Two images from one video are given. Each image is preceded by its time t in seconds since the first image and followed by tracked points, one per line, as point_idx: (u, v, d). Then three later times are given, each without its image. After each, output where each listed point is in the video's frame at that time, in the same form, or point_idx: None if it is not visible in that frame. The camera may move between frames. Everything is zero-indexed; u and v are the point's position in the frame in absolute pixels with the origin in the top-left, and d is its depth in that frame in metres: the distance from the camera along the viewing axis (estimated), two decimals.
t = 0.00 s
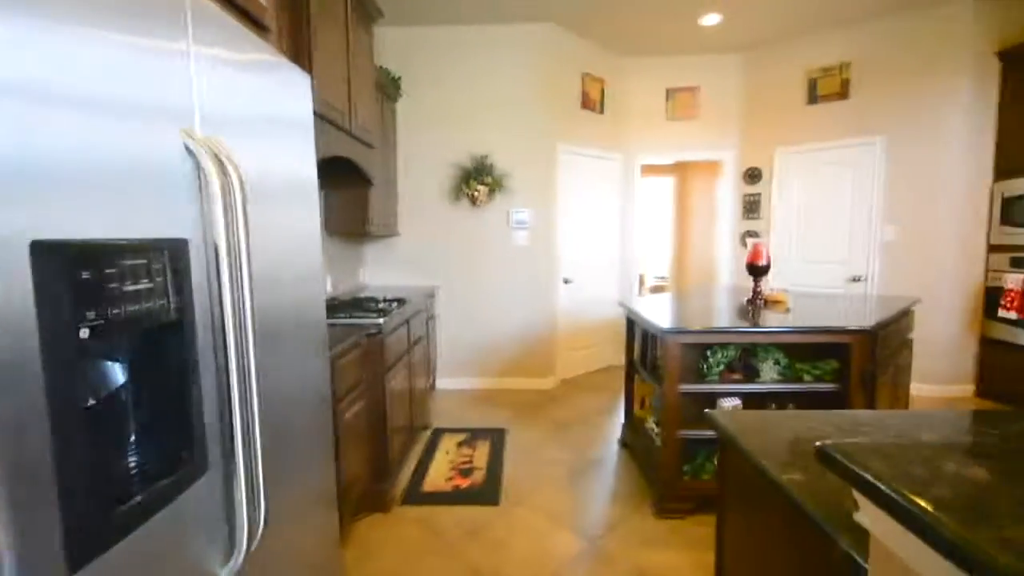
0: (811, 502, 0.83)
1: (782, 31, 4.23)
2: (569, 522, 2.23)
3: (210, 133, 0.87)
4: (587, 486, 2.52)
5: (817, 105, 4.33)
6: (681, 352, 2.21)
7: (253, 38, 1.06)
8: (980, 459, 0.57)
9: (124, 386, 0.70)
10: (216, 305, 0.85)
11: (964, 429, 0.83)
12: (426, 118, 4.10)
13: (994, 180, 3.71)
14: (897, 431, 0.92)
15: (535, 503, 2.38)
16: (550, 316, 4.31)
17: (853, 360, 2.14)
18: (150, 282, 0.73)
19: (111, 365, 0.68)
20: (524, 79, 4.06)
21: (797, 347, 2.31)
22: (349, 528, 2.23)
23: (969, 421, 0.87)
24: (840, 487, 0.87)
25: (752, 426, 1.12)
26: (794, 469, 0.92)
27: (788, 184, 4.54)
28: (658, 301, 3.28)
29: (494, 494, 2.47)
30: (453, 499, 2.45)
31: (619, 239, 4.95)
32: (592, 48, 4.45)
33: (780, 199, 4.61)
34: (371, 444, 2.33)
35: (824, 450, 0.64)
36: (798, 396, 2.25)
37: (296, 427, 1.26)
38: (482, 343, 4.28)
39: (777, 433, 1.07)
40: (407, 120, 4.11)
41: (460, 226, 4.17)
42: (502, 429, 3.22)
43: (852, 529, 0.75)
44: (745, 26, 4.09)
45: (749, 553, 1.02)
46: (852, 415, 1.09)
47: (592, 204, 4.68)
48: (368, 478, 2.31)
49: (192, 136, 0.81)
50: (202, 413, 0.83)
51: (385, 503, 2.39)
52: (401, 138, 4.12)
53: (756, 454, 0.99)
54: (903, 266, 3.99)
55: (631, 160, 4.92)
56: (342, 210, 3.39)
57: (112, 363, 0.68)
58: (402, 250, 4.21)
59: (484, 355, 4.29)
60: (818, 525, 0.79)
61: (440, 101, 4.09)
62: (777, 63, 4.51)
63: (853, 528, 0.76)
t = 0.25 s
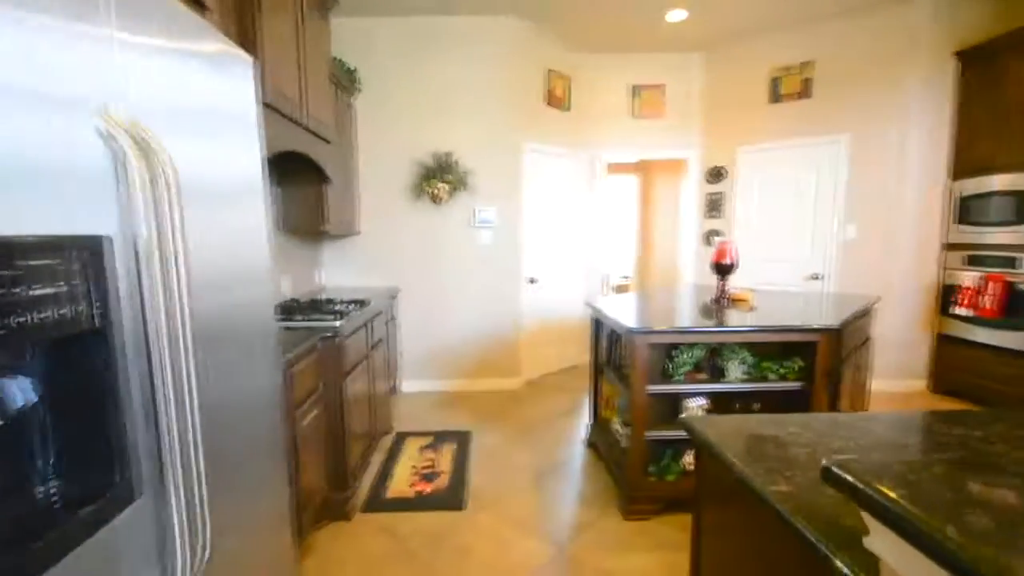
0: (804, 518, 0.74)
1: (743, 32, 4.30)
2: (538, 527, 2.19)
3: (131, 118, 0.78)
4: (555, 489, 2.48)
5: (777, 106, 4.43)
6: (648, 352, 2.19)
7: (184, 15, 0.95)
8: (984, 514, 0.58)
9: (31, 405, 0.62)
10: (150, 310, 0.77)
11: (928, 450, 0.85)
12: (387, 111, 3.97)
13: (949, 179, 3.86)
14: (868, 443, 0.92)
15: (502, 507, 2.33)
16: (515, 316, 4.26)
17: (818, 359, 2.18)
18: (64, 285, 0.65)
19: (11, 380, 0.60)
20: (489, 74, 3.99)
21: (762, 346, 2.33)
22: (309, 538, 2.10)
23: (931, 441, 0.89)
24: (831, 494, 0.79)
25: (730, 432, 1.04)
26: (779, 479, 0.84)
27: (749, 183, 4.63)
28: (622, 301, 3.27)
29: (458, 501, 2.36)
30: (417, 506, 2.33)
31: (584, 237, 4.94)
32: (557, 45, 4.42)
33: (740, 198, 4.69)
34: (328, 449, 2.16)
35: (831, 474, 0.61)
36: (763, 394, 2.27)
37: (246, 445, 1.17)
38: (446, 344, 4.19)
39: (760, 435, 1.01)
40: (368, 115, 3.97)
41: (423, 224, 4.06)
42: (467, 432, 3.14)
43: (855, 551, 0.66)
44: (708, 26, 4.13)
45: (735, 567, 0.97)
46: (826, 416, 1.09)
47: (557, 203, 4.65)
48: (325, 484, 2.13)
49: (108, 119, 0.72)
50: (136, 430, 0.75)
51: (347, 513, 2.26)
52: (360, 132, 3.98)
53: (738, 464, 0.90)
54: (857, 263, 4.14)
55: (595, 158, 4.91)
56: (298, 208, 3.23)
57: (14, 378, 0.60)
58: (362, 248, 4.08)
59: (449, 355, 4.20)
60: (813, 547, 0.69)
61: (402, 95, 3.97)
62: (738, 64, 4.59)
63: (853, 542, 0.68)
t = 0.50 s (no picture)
0: (797, 527, 0.69)
1: (701, 34, 4.38)
2: (504, 532, 2.12)
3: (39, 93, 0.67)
4: (521, 492, 2.43)
5: (733, 108, 4.54)
6: (615, 352, 2.16)
7: None
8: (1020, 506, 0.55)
9: None
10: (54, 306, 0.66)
11: (899, 462, 0.88)
12: (344, 104, 3.81)
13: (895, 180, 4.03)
14: (845, 451, 0.93)
15: (466, 512, 2.26)
16: (478, 316, 4.20)
17: (779, 356, 2.22)
18: None
19: None
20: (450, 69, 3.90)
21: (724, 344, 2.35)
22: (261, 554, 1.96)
23: (900, 449, 0.93)
24: (820, 501, 0.75)
25: (710, 439, 0.99)
26: (767, 490, 0.79)
27: (707, 183, 4.72)
28: (585, 300, 3.26)
29: (421, 510, 2.25)
30: (377, 518, 2.20)
31: (546, 236, 4.91)
32: (519, 41, 4.37)
33: (698, 197, 4.78)
34: (282, 460, 2.01)
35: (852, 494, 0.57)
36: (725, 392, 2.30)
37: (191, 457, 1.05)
38: (406, 345, 4.07)
39: (742, 440, 0.98)
40: (323, 106, 3.79)
41: (382, 221, 3.92)
42: (428, 436, 3.04)
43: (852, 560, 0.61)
44: (668, 26, 4.18)
45: None
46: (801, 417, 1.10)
47: (519, 202, 4.60)
48: (278, 493, 1.96)
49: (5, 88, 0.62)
50: (38, 445, 0.65)
51: (301, 529, 2.10)
52: (315, 124, 3.80)
53: (721, 474, 0.85)
54: (808, 261, 4.29)
55: (556, 156, 4.89)
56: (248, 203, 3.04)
57: None
58: (317, 246, 3.90)
59: (410, 356, 4.08)
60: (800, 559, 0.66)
61: (359, 87, 3.81)
62: (695, 66, 4.68)
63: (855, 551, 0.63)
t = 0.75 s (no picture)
0: (798, 541, 0.66)
1: (656, 36, 4.45)
2: (472, 541, 2.04)
3: None
4: (487, 498, 2.36)
5: (687, 110, 4.63)
6: (583, 352, 2.13)
7: None
8: None
9: None
10: None
11: (880, 462, 0.88)
12: (295, 96, 3.61)
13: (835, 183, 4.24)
14: (827, 449, 0.93)
15: (431, 522, 2.16)
16: (438, 317, 4.10)
17: (739, 352, 2.25)
18: None
19: None
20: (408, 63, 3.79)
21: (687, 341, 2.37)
22: None
23: (879, 448, 0.93)
24: (814, 510, 0.73)
25: (694, 444, 0.97)
26: (760, 500, 0.77)
27: (663, 182, 4.80)
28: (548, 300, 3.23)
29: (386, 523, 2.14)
30: (338, 534, 2.07)
31: (506, 236, 4.86)
32: (479, 37, 4.30)
33: (655, 196, 4.86)
34: (231, 477, 1.86)
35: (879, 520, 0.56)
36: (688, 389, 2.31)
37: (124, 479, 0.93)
38: (363, 349, 3.91)
39: (725, 443, 0.97)
40: (271, 98, 3.58)
41: (336, 220, 3.75)
42: (390, 443, 2.92)
43: None
44: (625, 27, 4.22)
45: None
46: (776, 416, 1.11)
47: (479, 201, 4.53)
48: (225, 517, 1.83)
49: None
50: None
51: (254, 551, 1.95)
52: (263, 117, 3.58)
53: (713, 486, 0.82)
54: (759, 259, 4.42)
55: (516, 155, 4.85)
56: (189, 200, 2.83)
57: None
58: (267, 247, 3.68)
59: (368, 360, 3.92)
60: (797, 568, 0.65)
61: (312, 79, 3.63)
62: (651, 68, 4.75)
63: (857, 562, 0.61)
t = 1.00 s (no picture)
0: (803, 549, 0.63)
1: (612, 37, 4.49)
2: (439, 551, 1.95)
3: None
4: (454, 505, 2.27)
5: (642, 111, 4.71)
6: (551, 352, 2.09)
7: None
8: None
9: None
10: None
11: (862, 458, 0.87)
12: (239, 85, 3.38)
13: (778, 184, 4.42)
14: (809, 447, 0.92)
15: (395, 534, 2.05)
16: (397, 317, 3.97)
17: (700, 347, 2.26)
18: None
19: None
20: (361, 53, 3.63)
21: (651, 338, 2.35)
22: None
23: (858, 444, 0.93)
24: (812, 513, 0.71)
25: (681, 447, 0.94)
26: (757, 504, 0.74)
27: (620, 181, 4.85)
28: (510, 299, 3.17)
29: (348, 537, 2.02)
30: (295, 552, 1.93)
31: (466, 235, 4.78)
32: (434, 30, 4.20)
33: (612, 195, 4.90)
34: (175, 500, 1.69)
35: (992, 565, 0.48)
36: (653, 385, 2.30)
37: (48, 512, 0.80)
38: (317, 353, 3.72)
39: (710, 445, 0.94)
40: (211, 87, 3.34)
41: (286, 218, 3.55)
42: (351, 452, 2.80)
43: None
44: (581, 27, 4.23)
45: None
46: (751, 414, 1.10)
47: (437, 198, 4.42)
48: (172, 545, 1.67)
49: None
50: None
51: None
52: (203, 107, 3.33)
53: (706, 491, 0.79)
54: (713, 257, 4.55)
55: (474, 153, 4.78)
56: (120, 196, 2.58)
57: None
58: (211, 247, 3.44)
59: (323, 365, 3.74)
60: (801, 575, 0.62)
61: (257, 66, 3.40)
62: (607, 69, 4.79)
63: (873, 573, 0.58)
